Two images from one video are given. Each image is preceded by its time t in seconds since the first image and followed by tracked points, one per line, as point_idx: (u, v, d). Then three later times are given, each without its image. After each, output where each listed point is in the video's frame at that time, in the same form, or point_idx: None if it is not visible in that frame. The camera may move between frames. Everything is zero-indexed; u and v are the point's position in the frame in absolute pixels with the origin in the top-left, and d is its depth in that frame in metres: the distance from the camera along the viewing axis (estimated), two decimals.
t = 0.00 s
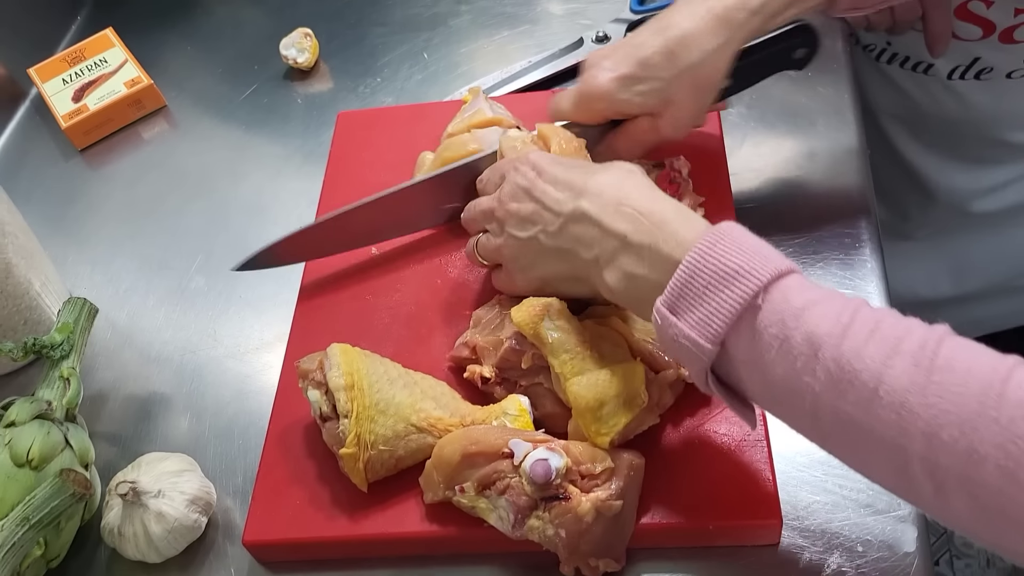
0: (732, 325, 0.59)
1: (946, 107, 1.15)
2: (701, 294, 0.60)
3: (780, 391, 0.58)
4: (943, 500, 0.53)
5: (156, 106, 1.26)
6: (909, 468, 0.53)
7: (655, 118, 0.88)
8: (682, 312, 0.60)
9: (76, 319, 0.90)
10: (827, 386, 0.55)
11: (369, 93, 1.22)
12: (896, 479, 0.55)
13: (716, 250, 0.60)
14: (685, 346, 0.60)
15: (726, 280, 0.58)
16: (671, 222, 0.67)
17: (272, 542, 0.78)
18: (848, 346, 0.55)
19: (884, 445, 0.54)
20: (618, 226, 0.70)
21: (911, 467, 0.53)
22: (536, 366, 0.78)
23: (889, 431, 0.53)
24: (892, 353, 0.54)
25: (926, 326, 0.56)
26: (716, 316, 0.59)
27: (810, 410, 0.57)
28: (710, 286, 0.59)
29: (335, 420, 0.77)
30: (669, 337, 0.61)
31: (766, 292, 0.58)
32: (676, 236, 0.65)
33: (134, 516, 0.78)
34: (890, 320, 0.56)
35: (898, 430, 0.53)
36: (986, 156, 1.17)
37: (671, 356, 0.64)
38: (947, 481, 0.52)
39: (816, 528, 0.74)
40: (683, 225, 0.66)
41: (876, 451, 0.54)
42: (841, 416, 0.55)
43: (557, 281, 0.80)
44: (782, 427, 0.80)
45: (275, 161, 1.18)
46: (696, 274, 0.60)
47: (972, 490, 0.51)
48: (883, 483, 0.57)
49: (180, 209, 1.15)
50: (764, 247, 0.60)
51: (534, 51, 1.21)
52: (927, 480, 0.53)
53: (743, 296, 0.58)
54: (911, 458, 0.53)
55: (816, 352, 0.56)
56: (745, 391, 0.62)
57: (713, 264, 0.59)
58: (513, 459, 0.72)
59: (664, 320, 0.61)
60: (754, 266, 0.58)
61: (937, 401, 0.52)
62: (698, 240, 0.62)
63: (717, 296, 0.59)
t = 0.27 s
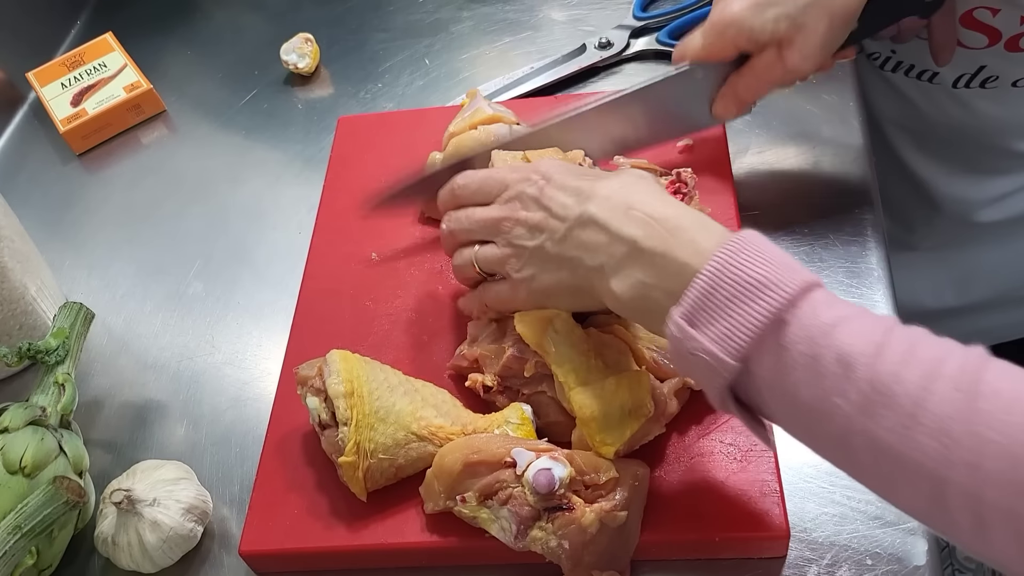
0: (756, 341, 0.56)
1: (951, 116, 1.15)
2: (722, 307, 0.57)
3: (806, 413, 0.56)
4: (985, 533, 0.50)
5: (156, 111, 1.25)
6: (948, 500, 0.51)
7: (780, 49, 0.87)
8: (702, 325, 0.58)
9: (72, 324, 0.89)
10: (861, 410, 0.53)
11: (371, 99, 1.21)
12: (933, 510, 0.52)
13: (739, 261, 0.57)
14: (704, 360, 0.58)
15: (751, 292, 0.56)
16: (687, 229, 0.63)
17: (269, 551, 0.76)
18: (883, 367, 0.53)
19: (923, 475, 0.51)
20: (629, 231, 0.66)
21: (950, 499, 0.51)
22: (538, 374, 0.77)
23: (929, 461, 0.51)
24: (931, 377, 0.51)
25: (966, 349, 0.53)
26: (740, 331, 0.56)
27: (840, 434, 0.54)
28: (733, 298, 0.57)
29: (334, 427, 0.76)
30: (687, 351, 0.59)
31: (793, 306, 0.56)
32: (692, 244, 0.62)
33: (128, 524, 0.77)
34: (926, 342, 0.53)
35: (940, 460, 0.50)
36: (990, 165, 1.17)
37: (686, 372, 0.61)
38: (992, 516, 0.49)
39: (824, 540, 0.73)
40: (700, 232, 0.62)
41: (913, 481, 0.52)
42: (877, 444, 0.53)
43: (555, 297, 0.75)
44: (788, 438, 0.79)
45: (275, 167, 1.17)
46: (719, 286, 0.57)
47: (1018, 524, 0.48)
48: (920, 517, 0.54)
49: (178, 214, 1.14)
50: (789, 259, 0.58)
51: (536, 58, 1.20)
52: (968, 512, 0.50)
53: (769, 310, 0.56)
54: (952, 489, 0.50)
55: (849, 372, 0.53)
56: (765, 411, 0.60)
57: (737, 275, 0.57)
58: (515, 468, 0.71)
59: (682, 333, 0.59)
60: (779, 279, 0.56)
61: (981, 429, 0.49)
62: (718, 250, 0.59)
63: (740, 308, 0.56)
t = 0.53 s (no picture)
0: (796, 329, 0.56)
1: (960, 120, 1.14)
2: (762, 295, 0.57)
3: (845, 404, 0.55)
4: None
5: (157, 108, 1.24)
6: (992, 489, 0.51)
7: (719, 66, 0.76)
8: (741, 312, 0.58)
9: (69, 320, 0.87)
10: (901, 399, 0.53)
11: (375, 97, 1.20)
12: (974, 499, 0.52)
13: (779, 250, 0.57)
14: (742, 349, 0.57)
15: (792, 280, 0.56)
16: (727, 219, 0.63)
17: (268, 553, 0.75)
18: (925, 357, 0.53)
19: (965, 465, 0.51)
20: (669, 218, 0.65)
21: (994, 489, 0.51)
22: (546, 377, 0.76)
23: (971, 451, 0.50)
24: (975, 367, 0.51)
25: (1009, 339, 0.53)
26: (780, 319, 0.56)
27: (880, 425, 0.54)
28: (773, 286, 0.56)
29: (337, 426, 0.74)
30: (725, 339, 0.58)
31: (834, 295, 0.56)
32: (732, 233, 0.61)
33: (125, 524, 0.76)
34: (969, 332, 0.54)
35: (982, 450, 0.50)
36: (999, 171, 1.15)
37: (720, 362, 0.61)
38: None
39: (835, 548, 0.72)
40: (738, 223, 0.62)
41: (954, 470, 0.52)
42: (917, 435, 0.53)
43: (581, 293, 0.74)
44: (797, 443, 0.78)
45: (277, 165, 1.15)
46: (760, 275, 0.57)
47: None
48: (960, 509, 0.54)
49: (178, 212, 1.13)
50: (828, 250, 0.58)
51: (542, 58, 1.19)
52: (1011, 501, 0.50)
53: (811, 298, 0.55)
54: (995, 480, 0.50)
55: (890, 362, 0.53)
56: (800, 404, 0.59)
57: (778, 264, 0.57)
58: (520, 470, 0.69)
59: (721, 321, 0.58)
60: (823, 270, 0.56)
61: None
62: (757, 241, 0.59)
63: (781, 297, 0.56)
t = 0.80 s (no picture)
0: (807, 342, 0.55)
1: (973, 126, 1.13)
2: (773, 307, 0.56)
3: (855, 419, 0.54)
4: None
5: (165, 102, 1.23)
6: (1003, 507, 0.49)
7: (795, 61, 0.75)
8: (751, 325, 0.57)
9: (74, 313, 0.86)
10: (912, 413, 0.51)
11: (383, 94, 1.20)
12: (985, 518, 0.51)
13: (790, 263, 0.56)
14: (752, 362, 0.57)
15: (803, 293, 0.55)
16: (740, 229, 0.61)
17: (272, 550, 0.74)
18: (936, 372, 0.51)
19: (976, 481, 0.50)
20: (682, 229, 0.65)
21: (1006, 505, 0.49)
22: (556, 376, 0.75)
23: (981, 467, 0.49)
24: (986, 383, 0.50)
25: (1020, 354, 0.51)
26: (790, 332, 0.55)
27: (889, 439, 0.53)
28: (784, 298, 0.55)
29: (343, 423, 0.73)
30: (735, 352, 0.58)
31: (846, 309, 0.54)
32: (744, 243, 0.60)
33: (128, 519, 0.75)
34: (982, 347, 0.52)
35: (993, 466, 0.49)
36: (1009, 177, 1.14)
37: (732, 375, 0.60)
38: None
39: (846, 552, 0.71)
40: (751, 233, 0.61)
41: (964, 487, 0.50)
42: (928, 451, 0.51)
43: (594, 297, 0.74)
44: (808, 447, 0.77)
45: (284, 161, 1.15)
46: (769, 288, 0.56)
47: None
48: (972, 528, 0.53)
49: (185, 207, 1.12)
50: (842, 263, 0.56)
51: (552, 57, 1.19)
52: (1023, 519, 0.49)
53: (821, 312, 0.54)
54: (1006, 496, 0.49)
55: (900, 377, 0.52)
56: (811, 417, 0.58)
57: (788, 277, 0.56)
58: (529, 470, 0.68)
59: (731, 333, 0.57)
60: (833, 283, 0.55)
61: None
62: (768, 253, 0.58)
63: (791, 310, 0.55)
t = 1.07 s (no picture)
0: (799, 356, 0.55)
1: (981, 133, 1.13)
2: (766, 320, 0.56)
3: (847, 432, 0.54)
4: None
5: (171, 102, 1.23)
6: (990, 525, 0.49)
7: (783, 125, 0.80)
8: (745, 337, 0.57)
9: (79, 310, 0.86)
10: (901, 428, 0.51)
11: (389, 96, 1.20)
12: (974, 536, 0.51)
13: (784, 275, 0.56)
14: (747, 374, 0.57)
15: (796, 307, 0.55)
16: (737, 242, 0.61)
17: (274, 550, 0.74)
18: (923, 388, 0.51)
19: (964, 498, 0.50)
20: (678, 242, 0.65)
21: (988, 520, 0.49)
22: (560, 378, 0.75)
23: (970, 485, 0.49)
24: (972, 400, 0.50)
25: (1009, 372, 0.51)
26: (783, 345, 0.55)
27: (879, 453, 0.53)
28: (777, 311, 0.55)
29: (347, 423, 0.73)
30: (730, 363, 0.58)
31: (838, 322, 0.54)
32: (741, 258, 0.60)
33: (130, 517, 0.75)
34: (970, 362, 0.52)
35: (976, 483, 0.49)
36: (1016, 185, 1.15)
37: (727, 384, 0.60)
38: None
39: (850, 558, 0.71)
40: (748, 247, 0.61)
41: (952, 504, 0.50)
42: (918, 467, 0.51)
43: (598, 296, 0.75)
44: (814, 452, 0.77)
45: (290, 161, 1.15)
46: (763, 301, 0.56)
47: None
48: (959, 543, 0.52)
49: (190, 206, 1.12)
50: (835, 275, 0.56)
51: (558, 60, 1.19)
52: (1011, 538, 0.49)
53: (814, 326, 0.54)
54: (994, 515, 0.49)
55: (890, 392, 0.52)
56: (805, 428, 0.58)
57: (782, 290, 0.56)
58: (533, 472, 0.68)
59: (726, 345, 0.58)
60: (827, 298, 0.54)
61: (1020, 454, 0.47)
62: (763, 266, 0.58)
63: (784, 323, 0.55)
